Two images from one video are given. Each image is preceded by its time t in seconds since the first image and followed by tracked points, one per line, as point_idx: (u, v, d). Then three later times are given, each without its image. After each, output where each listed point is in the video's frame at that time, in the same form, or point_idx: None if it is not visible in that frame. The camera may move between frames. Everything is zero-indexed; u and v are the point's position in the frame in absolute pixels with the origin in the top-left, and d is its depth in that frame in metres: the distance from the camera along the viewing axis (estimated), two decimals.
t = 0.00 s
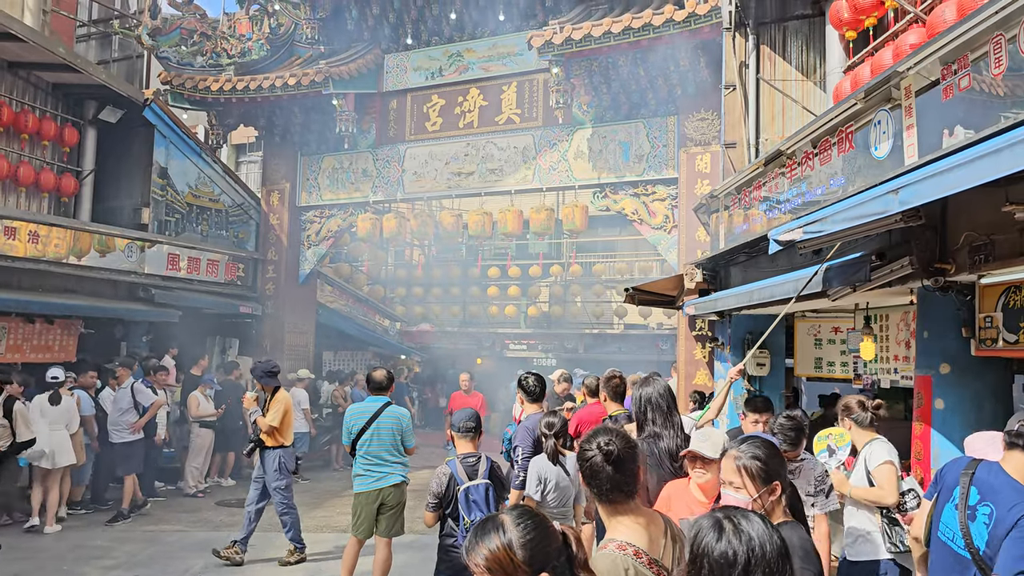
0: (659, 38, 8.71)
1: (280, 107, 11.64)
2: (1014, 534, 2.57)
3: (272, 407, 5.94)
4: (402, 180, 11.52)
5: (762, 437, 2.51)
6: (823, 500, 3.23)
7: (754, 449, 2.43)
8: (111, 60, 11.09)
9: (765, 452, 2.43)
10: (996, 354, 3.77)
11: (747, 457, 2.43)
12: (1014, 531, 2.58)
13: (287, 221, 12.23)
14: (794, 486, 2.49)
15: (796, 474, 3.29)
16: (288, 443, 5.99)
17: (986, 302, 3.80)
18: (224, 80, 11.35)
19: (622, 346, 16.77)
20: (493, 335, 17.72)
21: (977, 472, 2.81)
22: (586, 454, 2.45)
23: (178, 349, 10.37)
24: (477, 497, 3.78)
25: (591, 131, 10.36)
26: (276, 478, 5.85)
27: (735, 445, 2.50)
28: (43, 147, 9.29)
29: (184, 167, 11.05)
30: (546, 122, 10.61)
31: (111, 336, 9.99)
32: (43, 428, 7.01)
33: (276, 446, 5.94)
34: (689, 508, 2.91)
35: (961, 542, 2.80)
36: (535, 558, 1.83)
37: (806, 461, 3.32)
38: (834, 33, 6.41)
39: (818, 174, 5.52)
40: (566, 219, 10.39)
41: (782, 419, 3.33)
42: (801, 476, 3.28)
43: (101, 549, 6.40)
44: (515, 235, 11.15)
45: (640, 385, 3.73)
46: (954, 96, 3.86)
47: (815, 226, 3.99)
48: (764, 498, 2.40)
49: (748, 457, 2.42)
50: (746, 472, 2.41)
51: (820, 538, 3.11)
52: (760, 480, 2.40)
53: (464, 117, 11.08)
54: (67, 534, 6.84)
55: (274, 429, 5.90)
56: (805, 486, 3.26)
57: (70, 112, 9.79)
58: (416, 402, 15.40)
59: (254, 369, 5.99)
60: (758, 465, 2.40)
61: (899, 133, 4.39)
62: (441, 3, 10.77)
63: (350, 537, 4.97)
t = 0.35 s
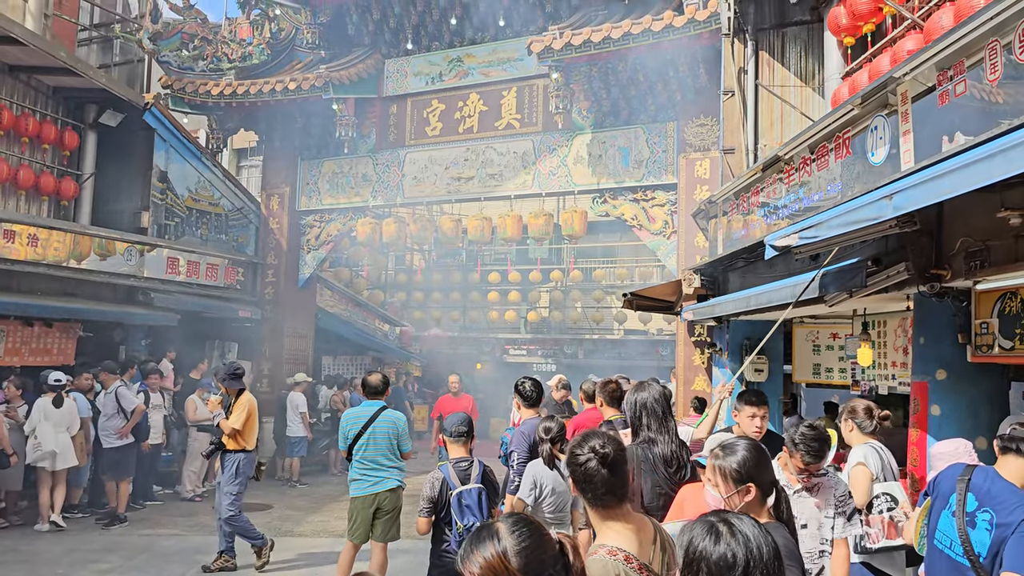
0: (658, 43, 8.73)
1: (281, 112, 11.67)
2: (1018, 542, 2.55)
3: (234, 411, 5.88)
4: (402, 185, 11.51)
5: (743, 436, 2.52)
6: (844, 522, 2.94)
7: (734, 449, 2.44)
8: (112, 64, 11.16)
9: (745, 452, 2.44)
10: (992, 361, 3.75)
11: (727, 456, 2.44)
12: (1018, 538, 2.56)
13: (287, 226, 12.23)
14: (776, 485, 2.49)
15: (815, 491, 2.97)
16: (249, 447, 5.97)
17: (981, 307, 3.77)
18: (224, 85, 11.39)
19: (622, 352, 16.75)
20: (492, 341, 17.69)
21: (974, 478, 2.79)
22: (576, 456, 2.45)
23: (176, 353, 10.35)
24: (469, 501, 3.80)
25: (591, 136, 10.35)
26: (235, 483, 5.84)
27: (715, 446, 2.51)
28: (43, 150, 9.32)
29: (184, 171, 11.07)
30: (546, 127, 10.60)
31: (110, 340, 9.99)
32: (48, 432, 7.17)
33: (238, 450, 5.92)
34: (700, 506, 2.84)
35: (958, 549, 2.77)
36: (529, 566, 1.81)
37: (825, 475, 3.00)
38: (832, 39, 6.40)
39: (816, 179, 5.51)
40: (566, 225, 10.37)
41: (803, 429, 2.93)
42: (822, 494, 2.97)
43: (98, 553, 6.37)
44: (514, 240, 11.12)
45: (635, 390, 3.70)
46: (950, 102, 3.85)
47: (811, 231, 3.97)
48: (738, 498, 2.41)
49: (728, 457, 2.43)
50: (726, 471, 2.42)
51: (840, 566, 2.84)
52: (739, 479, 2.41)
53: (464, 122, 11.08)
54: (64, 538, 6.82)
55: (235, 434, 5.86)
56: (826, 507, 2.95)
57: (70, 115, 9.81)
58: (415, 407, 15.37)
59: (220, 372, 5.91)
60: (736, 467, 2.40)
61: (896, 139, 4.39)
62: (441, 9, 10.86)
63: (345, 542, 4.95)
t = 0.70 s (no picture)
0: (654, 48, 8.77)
1: (277, 114, 11.68)
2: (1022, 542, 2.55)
3: (194, 415, 5.69)
4: (398, 189, 11.49)
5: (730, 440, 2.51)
6: (851, 540, 2.81)
7: (722, 453, 2.43)
8: (109, 66, 11.22)
9: (734, 455, 2.43)
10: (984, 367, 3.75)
11: (717, 458, 2.42)
12: (1020, 539, 2.56)
13: (283, 229, 12.19)
14: (762, 489, 2.49)
15: (822, 499, 2.92)
16: (211, 453, 5.75)
17: (974, 313, 3.77)
18: (220, 88, 11.38)
19: (619, 356, 16.75)
20: (489, 345, 17.66)
21: (965, 481, 2.79)
22: (566, 458, 2.39)
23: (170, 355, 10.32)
24: (459, 505, 3.77)
25: (587, 141, 10.35)
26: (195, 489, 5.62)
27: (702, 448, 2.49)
28: (38, 152, 9.31)
29: (180, 174, 11.06)
30: (543, 131, 10.58)
31: (105, 342, 9.96)
32: (49, 432, 7.15)
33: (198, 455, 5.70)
34: (694, 513, 2.82)
35: (958, 552, 2.76)
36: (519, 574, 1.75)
37: (833, 481, 2.93)
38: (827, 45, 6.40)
39: (810, 185, 5.52)
40: (562, 229, 10.36)
41: (806, 429, 2.90)
42: (827, 503, 2.90)
43: (90, 556, 6.34)
44: (510, 245, 11.08)
45: (626, 395, 3.69)
46: (943, 108, 3.85)
47: (803, 236, 3.96)
48: (727, 501, 2.40)
49: (717, 460, 2.41)
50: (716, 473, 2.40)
51: None
52: (729, 482, 2.39)
53: (460, 125, 11.06)
54: (56, 541, 6.78)
55: (195, 439, 5.66)
56: (830, 519, 2.87)
57: (66, 117, 9.79)
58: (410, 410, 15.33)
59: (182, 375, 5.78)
60: (724, 471, 2.39)
61: (889, 144, 4.39)
62: (438, 13, 10.89)
63: (338, 546, 4.94)
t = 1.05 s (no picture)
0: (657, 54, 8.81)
1: (279, 118, 11.72)
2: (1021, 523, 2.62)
3: (160, 416, 5.44)
4: (401, 193, 11.48)
5: (745, 450, 2.46)
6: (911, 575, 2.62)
7: (737, 462, 2.39)
8: (112, 70, 11.28)
9: (749, 466, 2.41)
10: (989, 374, 3.73)
11: (732, 468, 2.39)
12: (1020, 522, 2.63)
13: (285, 233, 12.17)
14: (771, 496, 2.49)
15: (878, 528, 2.72)
16: (179, 457, 5.49)
17: (979, 319, 3.75)
18: (223, 92, 11.44)
19: (620, 361, 16.72)
20: (490, 349, 17.64)
21: (961, 477, 2.87)
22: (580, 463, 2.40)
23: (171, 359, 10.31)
24: (458, 508, 3.78)
25: (590, 146, 10.34)
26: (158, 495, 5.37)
27: (716, 455, 2.45)
28: (40, 155, 9.32)
29: (182, 178, 11.08)
30: (545, 137, 10.58)
31: (106, 345, 9.95)
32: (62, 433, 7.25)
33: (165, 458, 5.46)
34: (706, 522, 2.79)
35: (966, 547, 2.79)
36: None
37: (892, 507, 2.71)
38: (831, 51, 6.39)
39: (814, 191, 5.51)
40: (564, 234, 10.35)
41: (861, 441, 2.74)
42: (882, 532, 2.70)
43: (90, 560, 6.32)
44: (512, 249, 11.06)
45: (631, 400, 3.69)
46: (948, 115, 3.84)
47: (808, 242, 3.96)
48: (746, 509, 2.37)
49: (733, 471, 2.37)
50: (730, 484, 2.35)
51: None
52: (745, 492, 2.36)
53: (463, 130, 11.07)
54: (56, 544, 6.77)
55: (161, 441, 5.43)
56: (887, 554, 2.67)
57: (68, 120, 9.81)
58: (411, 415, 15.30)
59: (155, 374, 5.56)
60: (741, 478, 2.37)
61: (894, 151, 4.38)
62: (441, 18, 10.93)
63: (339, 551, 4.92)
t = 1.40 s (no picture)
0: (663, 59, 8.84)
1: (283, 122, 11.76)
2: None
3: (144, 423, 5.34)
4: (405, 199, 11.46)
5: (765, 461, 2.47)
6: None
7: (758, 473, 2.39)
8: (117, 75, 11.34)
9: (770, 475, 2.42)
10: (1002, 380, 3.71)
11: (755, 477, 2.39)
12: None
13: (289, 238, 12.14)
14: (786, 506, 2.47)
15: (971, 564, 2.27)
16: (163, 465, 5.33)
17: (992, 325, 3.73)
18: (228, 97, 11.55)
19: (624, 367, 16.67)
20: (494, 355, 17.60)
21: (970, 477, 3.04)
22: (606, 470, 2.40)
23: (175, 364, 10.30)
24: (462, 514, 3.77)
25: (595, 152, 10.32)
26: (145, 504, 5.21)
27: (737, 465, 2.45)
28: (45, 160, 9.34)
29: (186, 182, 11.09)
30: (549, 142, 10.57)
31: (110, 350, 9.96)
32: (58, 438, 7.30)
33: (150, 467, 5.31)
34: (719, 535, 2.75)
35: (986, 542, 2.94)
36: None
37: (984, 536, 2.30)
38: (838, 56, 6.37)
39: (821, 196, 5.49)
40: (569, 239, 10.34)
41: (940, 455, 2.33)
42: (979, 568, 2.25)
43: (94, 566, 6.31)
44: (517, 255, 11.03)
45: (641, 406, 3.65)
46: (959, 120, 3.83)
47: (819, 248, 3.95)
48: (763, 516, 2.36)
49: (756, 480, 2.37)
50: (754, 493, 2.34)
51: None
52: (768, 501, 2.36)
53: (468, 135, 11.06)
54: (60, 550, 6.76)
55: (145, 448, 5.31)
56: None
57: (74, 125, 9.84)
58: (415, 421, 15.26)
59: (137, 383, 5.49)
60: (758, 486, 2.37)
61: (904, 156, 4.36)
62: (445, 24, 10.95)
63: (346, 558, 4.89)
